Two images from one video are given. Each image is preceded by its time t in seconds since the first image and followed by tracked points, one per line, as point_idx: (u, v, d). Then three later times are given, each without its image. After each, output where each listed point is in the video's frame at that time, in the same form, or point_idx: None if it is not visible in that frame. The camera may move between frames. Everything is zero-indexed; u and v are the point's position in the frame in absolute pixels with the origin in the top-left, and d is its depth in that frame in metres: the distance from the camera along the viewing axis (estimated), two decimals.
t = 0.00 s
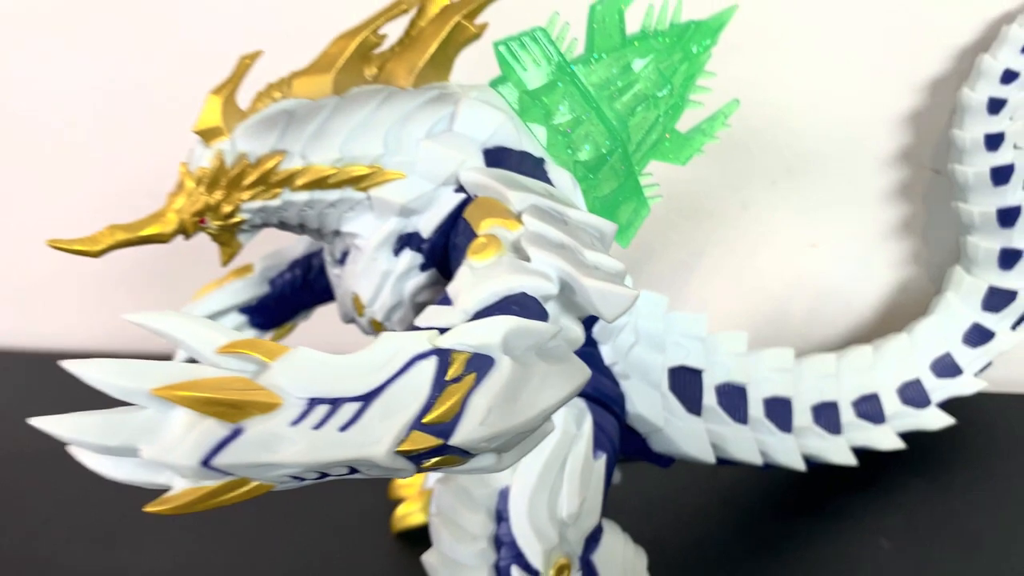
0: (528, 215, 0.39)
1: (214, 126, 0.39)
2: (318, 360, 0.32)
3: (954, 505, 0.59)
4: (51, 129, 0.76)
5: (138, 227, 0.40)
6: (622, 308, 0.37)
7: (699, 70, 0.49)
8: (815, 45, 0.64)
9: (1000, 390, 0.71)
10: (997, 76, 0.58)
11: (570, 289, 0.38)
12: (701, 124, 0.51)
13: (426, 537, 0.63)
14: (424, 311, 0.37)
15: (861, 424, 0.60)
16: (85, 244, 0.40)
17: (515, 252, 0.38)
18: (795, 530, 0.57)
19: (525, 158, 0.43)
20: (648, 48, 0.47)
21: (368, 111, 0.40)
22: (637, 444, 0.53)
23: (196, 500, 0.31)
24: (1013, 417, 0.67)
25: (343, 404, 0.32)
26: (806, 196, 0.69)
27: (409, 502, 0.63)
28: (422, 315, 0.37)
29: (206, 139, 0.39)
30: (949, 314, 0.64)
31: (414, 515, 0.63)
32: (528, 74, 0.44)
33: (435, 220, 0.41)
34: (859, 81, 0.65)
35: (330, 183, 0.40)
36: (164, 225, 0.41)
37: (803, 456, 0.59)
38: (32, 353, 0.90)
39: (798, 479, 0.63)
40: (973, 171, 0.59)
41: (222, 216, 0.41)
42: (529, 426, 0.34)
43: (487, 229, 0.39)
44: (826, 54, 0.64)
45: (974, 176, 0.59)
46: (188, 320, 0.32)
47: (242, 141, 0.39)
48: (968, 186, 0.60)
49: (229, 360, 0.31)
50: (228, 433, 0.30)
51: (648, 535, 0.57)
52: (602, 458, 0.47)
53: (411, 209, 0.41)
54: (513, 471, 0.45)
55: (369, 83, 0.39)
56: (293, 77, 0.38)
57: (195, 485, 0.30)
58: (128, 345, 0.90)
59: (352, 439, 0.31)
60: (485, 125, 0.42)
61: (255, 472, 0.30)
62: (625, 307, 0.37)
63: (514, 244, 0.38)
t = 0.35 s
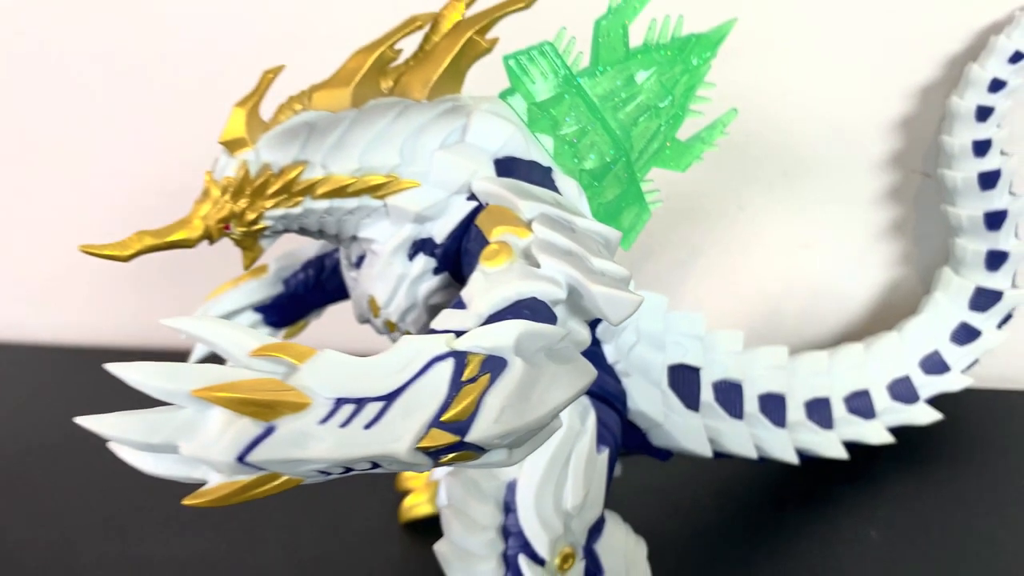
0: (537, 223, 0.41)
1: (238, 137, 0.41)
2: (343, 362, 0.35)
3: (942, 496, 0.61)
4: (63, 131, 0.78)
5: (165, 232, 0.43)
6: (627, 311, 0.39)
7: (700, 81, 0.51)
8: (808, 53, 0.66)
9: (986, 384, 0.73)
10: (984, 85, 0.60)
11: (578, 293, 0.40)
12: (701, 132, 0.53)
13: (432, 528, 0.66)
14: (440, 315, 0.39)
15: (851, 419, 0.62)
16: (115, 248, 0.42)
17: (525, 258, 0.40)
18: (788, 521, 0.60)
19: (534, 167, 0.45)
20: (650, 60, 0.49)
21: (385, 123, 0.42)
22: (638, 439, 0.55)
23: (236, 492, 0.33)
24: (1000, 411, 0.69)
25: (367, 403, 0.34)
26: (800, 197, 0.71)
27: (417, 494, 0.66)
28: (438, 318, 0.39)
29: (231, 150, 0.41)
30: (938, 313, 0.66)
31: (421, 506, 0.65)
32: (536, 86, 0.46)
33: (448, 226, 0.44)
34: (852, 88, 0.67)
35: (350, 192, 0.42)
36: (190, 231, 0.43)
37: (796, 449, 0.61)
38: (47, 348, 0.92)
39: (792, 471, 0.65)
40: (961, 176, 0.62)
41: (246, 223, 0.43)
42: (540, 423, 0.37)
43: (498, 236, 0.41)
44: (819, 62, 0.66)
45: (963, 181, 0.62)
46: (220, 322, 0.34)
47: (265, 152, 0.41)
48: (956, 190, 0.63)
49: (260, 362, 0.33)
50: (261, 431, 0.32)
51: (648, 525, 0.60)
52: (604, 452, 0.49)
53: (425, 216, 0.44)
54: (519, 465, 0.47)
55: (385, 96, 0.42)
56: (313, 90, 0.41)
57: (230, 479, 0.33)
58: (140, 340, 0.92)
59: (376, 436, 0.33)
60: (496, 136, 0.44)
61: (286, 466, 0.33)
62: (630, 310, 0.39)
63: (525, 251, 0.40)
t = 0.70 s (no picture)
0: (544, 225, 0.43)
1: (257, 142, 0.43)
2: (365, 359, 0.36)
3: (925, 485, 0.64)
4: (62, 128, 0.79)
5: (185, 233, 0.44)
6: (631, 311, 0.41)
7: (697, 87, 0.53)
8: (797, 58, 0.68)
9: (966, 376, 0.76)
10: (967, 90, 0.62)
11: (584, 293, 0.42)
12: (697, 136, 0.55)
13: (434, 516, 0.68)
14: (452, 313, 0.41)
15: (839, 411, 0.65)
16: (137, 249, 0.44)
17: (533, 259, 0.42)
18: (778, 509, 0.63)
19: (540, 172, 0.47)
20: (650, 67, 0.51)
21: (398, 129, 0.44)
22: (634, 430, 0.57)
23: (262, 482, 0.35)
24: (980, 402, 0.72)
25: (388, 398, 0.36)
26: (789, 195, 0.74)
27: (418, 484, 0.68)
28: (451, 317, 0.41)
29: (250, 154, 0.43)
30: (922, 309, 0.69)
31: (422, 496, 0.68)
32: (541, 93, 0.48)
33: (458, 228, 0.45)
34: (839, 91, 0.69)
35: (364, 195, 0.44)
36: (210, 232, 0.44)
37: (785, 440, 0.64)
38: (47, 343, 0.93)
39: (781, 462, 0.68)
40: (945, 177, 0.64)
41: (264, 224, 0.45)
42: (550, 417, 0.38)
43: (507, 238, 0.43)
44: (808, 67, 0.68)
45: (946, 182, 0.64)
46: (249, 323, 0.36)
47: (283, 156, 0.43)
48: (940, 191, 0.65)
49: (288, 360, 0.35)
50: (290, 425, 0.34)
51: (645, 513, 0.62)
52: (605, 443, 0.52)
53: (436, 218, 0.45)
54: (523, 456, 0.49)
55: (396, 103, 0.44)
56: (329, 97, 0.42)
57: (260, 471, 0.34)
58: (139, 333, 0.93)
59: (397, 430, 0.35)
60: (503, 141, 0.46)
61: (312, 459, 0.34)
62: (634, 310, 0.41)
63: (533, 252, 0.42)
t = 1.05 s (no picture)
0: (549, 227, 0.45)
1: (269, 146, 0.43)
2: (382, 357, 0.38)
3: (909, 476, 0.66)
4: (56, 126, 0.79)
5: (198, 234, 0.45)
6: (635, 309, 0.42)
7: (694, 91, 0.54)
8: (786, 61, 0.69)
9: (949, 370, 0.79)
10: (951, 93, 0.64)
11: (589, 293, 0.43)
12: (692, 138, 0.57)
13: (432, 509, 0.70)
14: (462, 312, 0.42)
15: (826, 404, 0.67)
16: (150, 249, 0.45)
17: (540, 260, 0.43)
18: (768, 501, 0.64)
19: (544, 174, 0.48)
20: (649, 72, 0.52)
21: (406, 133, 0.45)
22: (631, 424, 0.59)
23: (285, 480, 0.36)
24: (960, 395, 0.74)
25: (404, 396, 0.37)
26: (777, 194, 0.75)
27: (416, 478, 0.69)
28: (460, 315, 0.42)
29: (262, 156, 0.44)
30: (906, 306, 0.71)
31: (420, 490, 0.69)
32: (544, 97, 0.49)
33: (464, 228, 0.47)
34: (827, 94, 0.70)
35: (374, 197, 0.45)
36: (222, 233, 0.45)
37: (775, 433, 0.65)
38: (41, 338, 0.94)
39: (770, 454, 0.70)
40: (929, 178, 0.66)
41: (275, 226, 0.46)
42: (558, 412, 0.40)
43: (513, 239, 0.44)
44: (796, 70, 0.69)
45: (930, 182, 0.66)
46: (269, 323, 0.37)
47: (294, 159, 0.44)
48: (924, 191, 0.67)
49: (308, 360, 0.36)
50: (311, 423, 0.35)
51: (639, 505, 0.64)
52: (604, 437, 0.53)
53: (443, 219, 0.47)
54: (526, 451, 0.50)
55: (403, 106, 0.45)
56: (339, 101, 0.43)
57: (281, 467, 0.36)
58: (134, 329, 0.94)
59: (413, 426, 0.36)
60: (508, 145, 0.47)
61: (331, 455, 0.36)
62: (638, 309, 0.42)
63: (539, 254, 0.43)
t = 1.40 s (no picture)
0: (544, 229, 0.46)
1: (267, 148, 0.44)
2: (384, 357, 0.38)
3: (885, 468, 0.68)
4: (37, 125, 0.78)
5: (197, 236, 0.46)
6: (630, 308, 0.43)
7: (680, 95, 0.55)
8: (767, 64, 0.71)
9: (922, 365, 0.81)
10: (927, 96, 0.66)
11: (584, 293, 0.44)
12: (678, 140, 0.58)
13: (420, 505, 0.70)
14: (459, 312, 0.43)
15: (805, 400, 0.69)
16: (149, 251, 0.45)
17: (535, 262, 0.44)
18: (751, 494, 0.66)
19: (538, 176, 0.49)
20: (637, 76, 0.53)
21: (403, 135, 0.46)
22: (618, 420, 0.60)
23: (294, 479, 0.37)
24: (933, 389, 0.76)
25: (407, 395, 0.37)
26: (757, 194, 0.77)
27: (404, 475, 0.70)
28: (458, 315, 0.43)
29: (260, 159, 0.45)
30: (883, 302, 0.73)
31: (408, 486, 0.70)
32: (536, 100, 0.50)
33: (460, 229, 0.47)
34: (806, 96, 0.72)
35: (371, 199, 0.46)
36: (220, 235, 0.46)
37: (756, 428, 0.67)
38: (21, 337, 0.94)
39: (751, 448, 0.71)
40: (906, 178, 0.68)
41: (273, 227, 0.46)
42: (554, 409, 0.41)
43: (509, 240, 0.45)
44: (776, 73, 0.71)
45: (907, 183, 0.68)
46: (275, 324, 0.38)
47: (292, 162, 0.44)
48: (900, 191, 0.69)
49: (314, 361, 0.37)
50: (319, 422, 0.36)
51: (625, 500, 0.66)
52: (594, 433, 0.54)
53: (439, 220, 0.47)
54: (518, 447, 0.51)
55: (398, 109, 0.46)
56: (335, 105, 0.44)
57: (289, 465, 0.36)
58: (116, 327, 0.94)
59: (417, 424, 0.36)
60: (503, 147, 0.48)
61: (338, 453, 0.36)
62: (632, 309, 0.43)
63: (535, 255, 0.44)
